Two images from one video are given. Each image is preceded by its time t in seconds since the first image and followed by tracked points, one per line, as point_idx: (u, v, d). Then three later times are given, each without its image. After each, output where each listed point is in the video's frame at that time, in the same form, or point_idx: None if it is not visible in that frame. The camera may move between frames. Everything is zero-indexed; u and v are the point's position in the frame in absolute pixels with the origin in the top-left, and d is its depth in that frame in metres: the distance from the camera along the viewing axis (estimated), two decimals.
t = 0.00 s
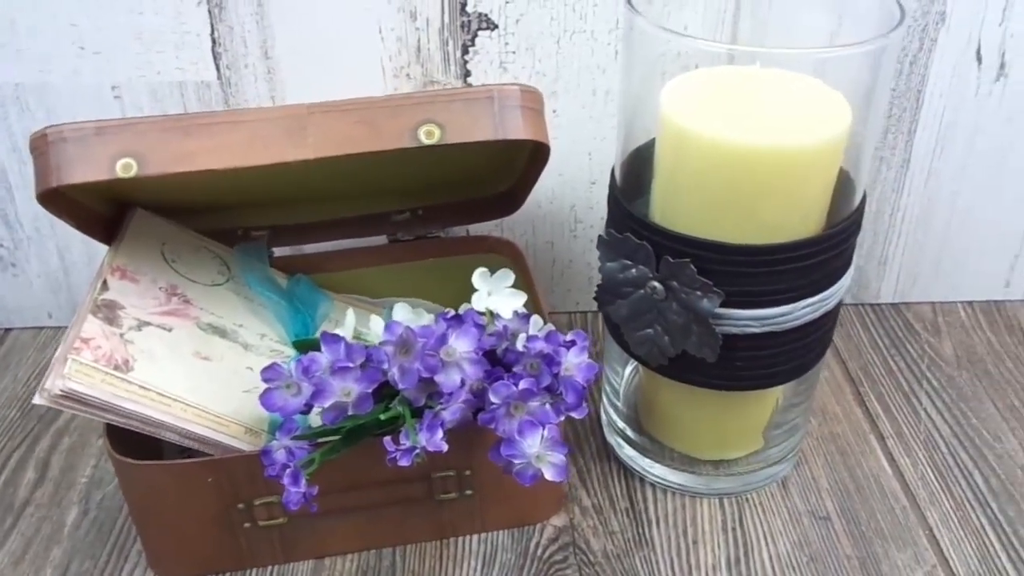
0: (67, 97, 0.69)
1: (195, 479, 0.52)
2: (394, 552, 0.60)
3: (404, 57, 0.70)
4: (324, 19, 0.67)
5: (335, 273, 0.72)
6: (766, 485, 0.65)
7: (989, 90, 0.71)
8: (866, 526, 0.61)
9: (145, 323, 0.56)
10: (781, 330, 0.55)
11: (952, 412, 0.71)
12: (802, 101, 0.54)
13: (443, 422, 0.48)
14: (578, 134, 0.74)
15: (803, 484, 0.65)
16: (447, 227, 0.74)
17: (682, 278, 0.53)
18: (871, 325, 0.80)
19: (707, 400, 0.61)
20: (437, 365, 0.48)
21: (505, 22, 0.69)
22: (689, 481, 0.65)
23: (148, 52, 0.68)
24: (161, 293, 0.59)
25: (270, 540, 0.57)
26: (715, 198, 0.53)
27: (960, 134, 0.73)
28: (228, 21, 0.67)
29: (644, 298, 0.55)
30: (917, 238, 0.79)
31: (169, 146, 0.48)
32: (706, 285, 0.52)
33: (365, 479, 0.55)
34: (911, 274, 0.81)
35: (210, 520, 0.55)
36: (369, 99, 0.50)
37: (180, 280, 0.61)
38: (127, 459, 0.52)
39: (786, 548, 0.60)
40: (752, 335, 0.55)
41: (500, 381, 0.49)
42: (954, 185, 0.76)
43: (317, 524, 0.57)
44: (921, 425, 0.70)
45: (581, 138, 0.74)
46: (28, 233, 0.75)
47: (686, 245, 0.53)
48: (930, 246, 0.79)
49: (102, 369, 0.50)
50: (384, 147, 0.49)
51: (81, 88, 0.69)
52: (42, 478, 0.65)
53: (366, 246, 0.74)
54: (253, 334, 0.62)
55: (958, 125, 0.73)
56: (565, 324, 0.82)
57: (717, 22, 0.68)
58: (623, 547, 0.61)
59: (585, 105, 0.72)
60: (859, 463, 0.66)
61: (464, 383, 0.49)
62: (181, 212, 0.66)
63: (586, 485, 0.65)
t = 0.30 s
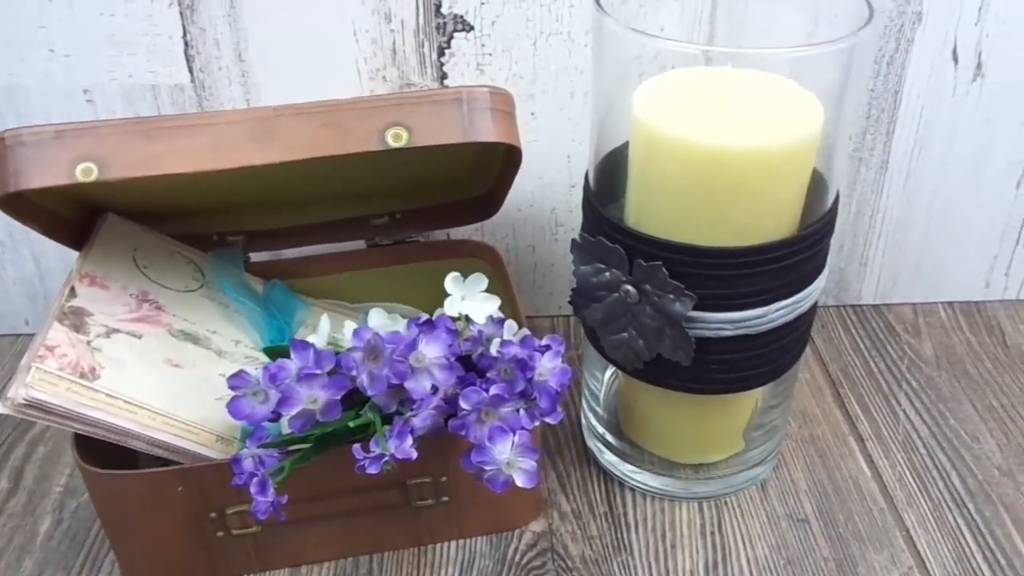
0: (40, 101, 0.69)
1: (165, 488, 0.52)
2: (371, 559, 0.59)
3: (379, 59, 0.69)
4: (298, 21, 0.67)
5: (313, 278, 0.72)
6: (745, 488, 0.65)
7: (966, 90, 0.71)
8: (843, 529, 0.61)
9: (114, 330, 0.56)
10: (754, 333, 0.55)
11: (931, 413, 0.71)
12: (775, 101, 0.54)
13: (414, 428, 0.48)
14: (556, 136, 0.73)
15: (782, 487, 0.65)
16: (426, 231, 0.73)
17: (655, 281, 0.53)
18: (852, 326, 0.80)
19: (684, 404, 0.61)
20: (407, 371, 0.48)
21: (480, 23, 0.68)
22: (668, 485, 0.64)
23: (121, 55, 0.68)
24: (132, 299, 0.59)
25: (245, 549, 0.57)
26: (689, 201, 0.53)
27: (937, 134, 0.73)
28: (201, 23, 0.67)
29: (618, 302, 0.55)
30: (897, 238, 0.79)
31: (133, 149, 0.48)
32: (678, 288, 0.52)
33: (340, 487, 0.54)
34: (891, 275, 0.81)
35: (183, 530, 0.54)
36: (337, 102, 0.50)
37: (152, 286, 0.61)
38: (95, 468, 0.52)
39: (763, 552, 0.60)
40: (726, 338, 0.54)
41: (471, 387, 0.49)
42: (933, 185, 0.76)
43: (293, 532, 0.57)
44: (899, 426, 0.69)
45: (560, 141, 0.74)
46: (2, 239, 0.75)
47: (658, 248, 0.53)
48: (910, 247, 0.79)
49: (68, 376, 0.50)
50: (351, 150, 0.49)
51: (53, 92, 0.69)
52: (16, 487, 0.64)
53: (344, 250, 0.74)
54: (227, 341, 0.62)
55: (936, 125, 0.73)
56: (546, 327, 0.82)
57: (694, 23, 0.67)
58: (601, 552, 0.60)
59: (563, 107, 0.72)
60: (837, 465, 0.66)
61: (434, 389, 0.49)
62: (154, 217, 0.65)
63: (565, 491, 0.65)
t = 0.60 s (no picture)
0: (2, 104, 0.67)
1: (125, 500, 0.51)
2: (341, 571, 0.58)
3: (350, 60, 0.68)
4: (266, 22, 0.66)
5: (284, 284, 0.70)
6: (723, 494, 0.64)
7: (943, 88, 0.71)
8: (822, 534, 0.60)
9: (74, 338, 0.54)
10: (729, 336, 0.54)
11: (911, 415, 0.70)
12: (748, 100, 0.53)
13: (379, 438, 0.47)
14: (531, 138, 0.72)
15: (760, 492, 0.64)
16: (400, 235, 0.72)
17: (627, 284, 0.52)
18: (832, 328, 0.79)
19: (660, 409, 0.60)
20: (372, 379, 0.47)
21: (452, 23, 0.67)
22: (645, 491, 0.63)
23: (85, 57, 0.66)
24: (94, 306, 0.57)
25: (211, 563, 0.55)
26: (662, 201, 0.52)
27: (915, 133, 0.73)
28: (167, 24, 0.65)
29: (591, 306, 0.54)
30: (876, 239, 0.78)
31: (87, 153, 0.47)
32: (650, 291, 0.51)
33: (307, 497, 0.53)
34: (871, 276, 0.80)
35: (146, 543, 0.53)
36: (299, 103, 0.49)
37: (116, 293, 0.59)
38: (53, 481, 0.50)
39: (741, 559, 0.59)
40: (700, 342, 0.53)
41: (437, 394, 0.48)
42: (912, 184, 0.75)
43: (260, 544, 0.55)
44: (879, 429, 0.69)
45: (535, 142, 0.72)
46: None
47: (630, 251, 0.51)
48: (889, 247, 0.79)
49: (22, 388, 0.49)
50: (315, 152, 0.48)
51: (16, 95, 0.67)
52: None
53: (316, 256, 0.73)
54: (193, 348, 0.60)
55: (914, 124, 0.72)
56: (524, 332, 0.81)
57: (668, 22, 0.67)
58: (576, 560, 0.59)
59: (538, 109, 0.71)
60: (816, 469, 0.65)
61: (400, 397, 0.48)
62: (119, 222, 0.64)
63: (541, 498, 0.64)
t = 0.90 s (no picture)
0: None
1: (81, 515, 0.49)
2: None
3: (318, 58, 0.66)
4: (230, 18, 0.64)
5: (252, 287, 0.68)
6: (702, 501, 0.62)
7: (925, 85, 0.69)
8: (803, 543, 0.59)
9: (27, 347, 0.53)
10: (704, 342, 0.52)
11: (893, 418, 0.68)
12: (723, 98, 0.51)
13: (341, 450, 0.46)
14: (506, 136, 0.71)
15: (740, 499, 0.62)
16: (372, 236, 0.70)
17: (599, 289, 0.50)
18: (814, 329, 0.78)
19: (637, 415, 0.58)
20: (333, 390, 0.45)
21: (422, 20, 0.65)
22: (622, 498, 0.62)
23: (43, 54, 0.64)
24: (51, 313, 0.56)
25: None
26: (635, 203, 0.51)
27: (897, 132, 0.71)
28: (128, 21, 0.63)
29: (563, 311, 0.52)
30: (859, 238, 0.77)
31: (33, 156, 0.45)
32: (623, 296, 0.50)
33: (271, 510, 0.51)
34: (854, 276, 0.79)
35: (104, 558, 0.51)
36: (255, 103, 0.47)
37: (75, 298, 0.58)
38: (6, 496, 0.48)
39: (720, 568, 0.58)
40: (674, 347, 0.52)
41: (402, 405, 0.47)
42: (895, 183, 0.74)
43: (222, 559, 0.53)
44: (861, 433, 0.67)
45: (510, 141, 0.71)
46: None
47: (602, 255, 0.50)
48: (871, 246, 0.77)
49: None
50: (272, 154, 0.46)
51: None
52: None
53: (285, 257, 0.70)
54: (155, 355, 0.58)
55: (895, 122, 0.71)
56: (501, 334, 0.79)
57: (644, 19, 0.65)
58: (551, 571, 0.58)
59: (512, 107, 0.69)
60: (797, 475, 0.64)
61: (364, 408, 0.46)
62: (79, 226, 0.62)
63: (515, 506, 0.62)
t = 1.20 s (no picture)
0: None
1: (30, 533, 0.46)
2: None
3: (286, 54, 0.64)
4: (194, 14, 0.61)
5: (219, 293, 0.66)
6: (684, 510, 0.60)
7: (911, 80, 0.68)
8: (787, 553, 0.57)
9: None
10: (684, 346, 0.50)
11: (881, 423, 0.67)
12: (702, 91, 0.49)
13: (302, 463, 0.43)
14: (482, 135, 0.69)
15: (723, 508, 0.60)
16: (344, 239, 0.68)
17: (574, 291, 0.48)
18: (799, 332, 0.76)
19: (615, 423, 0.56)
20: (294, 400, 0.43)
21: (394, 15, 0.63)
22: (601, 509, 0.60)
23: None
24: (3, 321, 0.54)
25: None
26: (612, 201, 0.48)
27: (882, 129, 0.70)
28: (87, 17, 0.61)
29: (537, 315, 0.50)
30: (844, 238, 0.75)
31: None
32: (599, 300, 0.48)
33: (232, 525, 0.49)
34: (839, 277, 0.77)
35: None
36: (211, 98, 0.45)
37: (29, 306, 0.56)
38: None
39: None
40: (653, 352, 0.50)
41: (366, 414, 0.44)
42: (881, 182, 0.72)
43: None
44: (848, 439, 0.65)
45: (486, 141, 0.69)
46: None
47: (577, 256, 0.48)
48: (857, 246, 0.75)
49: None
50: (228, 152, 0.44)
51: None
52: None
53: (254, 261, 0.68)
54: (114, 364, 0.56)
55: (881, 119, 0.69)
56: (479, 339, 0.77)
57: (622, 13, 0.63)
58: None
59: (487, 105, 0.67)
60: (782, 483, 0.62)
61: (327, 418, 0.44)
62: (37, 230, 0.60)
63: (491, 517, 0.60)
